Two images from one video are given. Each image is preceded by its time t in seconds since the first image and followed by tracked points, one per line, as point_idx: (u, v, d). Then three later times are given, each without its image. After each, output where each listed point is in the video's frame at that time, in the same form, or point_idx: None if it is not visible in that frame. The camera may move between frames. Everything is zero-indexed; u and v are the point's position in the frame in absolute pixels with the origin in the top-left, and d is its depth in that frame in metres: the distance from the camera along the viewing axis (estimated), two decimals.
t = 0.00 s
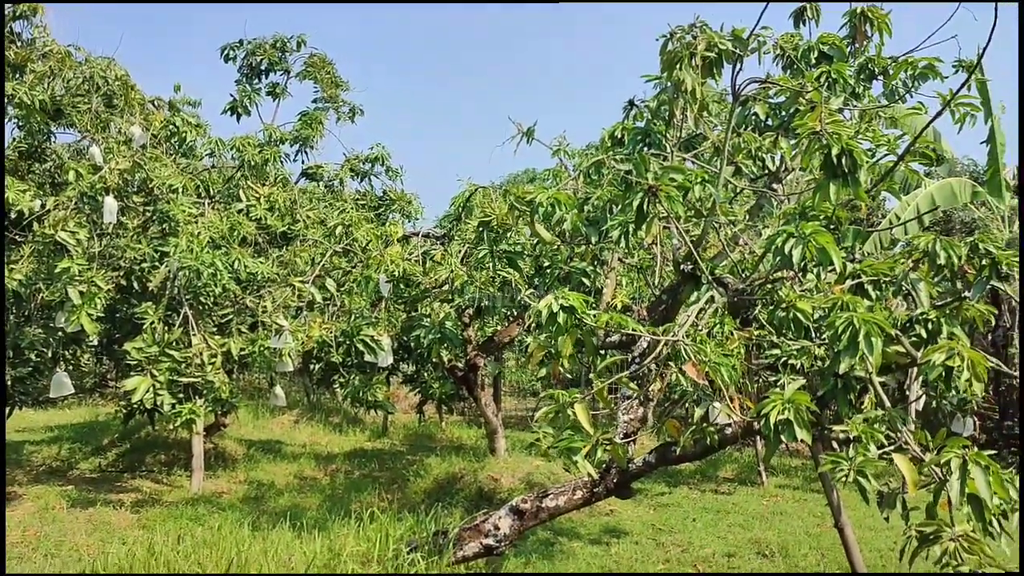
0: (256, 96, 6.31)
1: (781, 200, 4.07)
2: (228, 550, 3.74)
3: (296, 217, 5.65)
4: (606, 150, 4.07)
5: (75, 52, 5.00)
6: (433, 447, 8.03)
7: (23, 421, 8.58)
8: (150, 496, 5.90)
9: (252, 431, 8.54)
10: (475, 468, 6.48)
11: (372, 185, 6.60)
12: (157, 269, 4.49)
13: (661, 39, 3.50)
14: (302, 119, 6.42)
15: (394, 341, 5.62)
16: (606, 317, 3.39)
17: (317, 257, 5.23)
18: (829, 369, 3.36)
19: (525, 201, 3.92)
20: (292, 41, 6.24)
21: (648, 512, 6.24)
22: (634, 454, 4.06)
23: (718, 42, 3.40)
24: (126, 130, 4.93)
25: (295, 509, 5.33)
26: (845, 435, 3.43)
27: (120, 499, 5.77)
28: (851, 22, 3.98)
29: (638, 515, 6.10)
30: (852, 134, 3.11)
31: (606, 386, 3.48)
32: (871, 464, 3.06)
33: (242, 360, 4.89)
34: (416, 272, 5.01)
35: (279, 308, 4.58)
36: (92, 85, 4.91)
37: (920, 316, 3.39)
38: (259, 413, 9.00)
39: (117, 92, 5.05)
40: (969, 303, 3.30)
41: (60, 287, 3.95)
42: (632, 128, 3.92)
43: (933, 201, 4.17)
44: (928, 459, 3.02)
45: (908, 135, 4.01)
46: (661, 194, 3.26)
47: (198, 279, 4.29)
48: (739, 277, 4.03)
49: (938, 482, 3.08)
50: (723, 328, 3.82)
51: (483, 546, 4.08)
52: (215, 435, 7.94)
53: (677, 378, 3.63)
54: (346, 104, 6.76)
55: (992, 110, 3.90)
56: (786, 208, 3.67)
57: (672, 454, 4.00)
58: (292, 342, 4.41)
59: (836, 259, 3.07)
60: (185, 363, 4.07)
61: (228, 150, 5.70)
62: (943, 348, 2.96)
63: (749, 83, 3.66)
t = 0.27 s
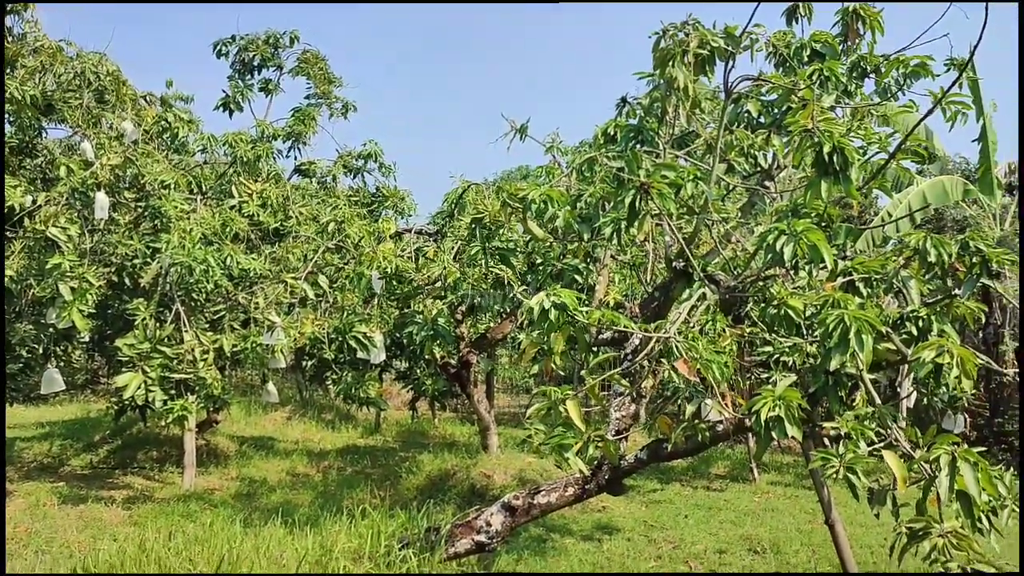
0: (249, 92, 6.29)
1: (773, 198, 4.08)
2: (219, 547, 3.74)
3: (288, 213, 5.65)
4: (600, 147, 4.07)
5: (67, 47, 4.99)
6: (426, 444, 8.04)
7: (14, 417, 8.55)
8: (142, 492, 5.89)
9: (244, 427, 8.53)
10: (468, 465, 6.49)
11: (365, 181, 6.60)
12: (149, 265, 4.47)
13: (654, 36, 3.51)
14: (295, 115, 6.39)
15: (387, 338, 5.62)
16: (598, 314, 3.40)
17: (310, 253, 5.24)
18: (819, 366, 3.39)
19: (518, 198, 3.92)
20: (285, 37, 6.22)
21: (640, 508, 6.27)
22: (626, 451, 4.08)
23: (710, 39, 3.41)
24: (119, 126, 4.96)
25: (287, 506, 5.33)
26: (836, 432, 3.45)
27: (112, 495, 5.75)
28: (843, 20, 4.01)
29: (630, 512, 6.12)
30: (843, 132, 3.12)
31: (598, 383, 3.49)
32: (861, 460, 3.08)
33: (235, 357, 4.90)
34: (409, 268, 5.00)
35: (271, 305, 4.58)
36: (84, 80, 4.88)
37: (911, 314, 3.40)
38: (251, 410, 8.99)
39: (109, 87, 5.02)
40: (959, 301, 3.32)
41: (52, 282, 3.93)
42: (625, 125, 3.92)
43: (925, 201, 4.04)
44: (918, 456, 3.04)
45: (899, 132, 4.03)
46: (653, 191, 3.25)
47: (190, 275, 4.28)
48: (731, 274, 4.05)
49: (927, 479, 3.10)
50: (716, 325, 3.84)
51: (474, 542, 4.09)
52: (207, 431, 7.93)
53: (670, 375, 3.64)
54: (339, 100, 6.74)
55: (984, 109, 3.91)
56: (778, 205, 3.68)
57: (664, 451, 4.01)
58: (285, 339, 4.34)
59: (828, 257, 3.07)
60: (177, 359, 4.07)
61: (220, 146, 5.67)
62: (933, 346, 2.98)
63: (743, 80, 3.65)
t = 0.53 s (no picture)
0: (246, 88, 6.29)
1: (771, 194, 4.09)
2: (217, 542, 3.74)
3: (286, 209, 5.64)
4: (597, 143, 4.07)
5: (63, 42, 4.97)
6: (423, 440, 8.04)
7: (11, 414, 8.55)
8: (139, 488, 5.90)
9: (241, 423, 8.53)
10: (465, 461, 6.50)
11: (363, 177, 6.60)
12: (146, 261, 4.51)
13: (651, 33, 3.51)
14: (293, 112, 6.39)
15: (384, 335, 5.62)
16: (595, 310, 3.40)
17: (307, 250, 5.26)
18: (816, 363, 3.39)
19: (515, 194, 3.92)
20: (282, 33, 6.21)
21: (637, 505, 6.28)
22: (623, 447, 4.10)
23: (707, 36, 3.42)
24: (116, 122, 4.90)
25: (284, 502, 5.34)
26: (832, 429, 3.46)
27: (109, 491, 5.75)
28: (840, 17, 4.00)
29: (627, 508, 6.14)
30: (840, 129, 3.13)
31: (595, 379, 3.50)
32: (857, 457, 3.09)
33: (233, 353, 4.91)
34: (406, 265, 5.00)
35: (269, 301, 4.57)
36: (80, 76, 4.89)
37: (908, 310, 3.41)
38: (249, 407, 9.00)
39: (106, 83, 4.99)
40: (955, 298, 3.33)
41: (48, 278, 3.92)
42: (621, 121, 4.01)
43: (922, 198, 4.06)
44: (914, 452, 3.05)
45: (896, 129, 4.03)
46: (650, 187, 3.25)
47: (187, 271, 4.27)
48: (728, 271, 4.05)
49: (923, 475, 3.11)
50: (712, 321, 3.84)
51: (472, 538, 4.09)
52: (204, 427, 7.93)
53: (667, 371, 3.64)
54: (336, 96, 6.74)
55: (981, 106, 3.91)
56: (775, 202, 3.69)
57: (660, 447, 4.00)
58: (282, 336, 4.36)
59: (824, 254, 3.09)
60: (174, 355, 4.05)
61: (218, 142, 5.68)
62: (929, 342, 2.99)
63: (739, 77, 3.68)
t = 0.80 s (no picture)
0: (248, 84, 6.28)
1: (773, 190, 4.07)
2: (219, 537, 3.76)
3: (288, 204, 5.65)
4: (599, 139, 4.07)
5: (65, 37, 4.96)
6: (425, 436, 8.06)
7: (14, 409, 8.58)
8: (142, 483, 5.91)
9: (243, 418, 8.55)
10: (467, 456, 6.50)
11: (365, 172, 6.59)
12: (148, 256, 4.52)
13: (654, 28, 3.51)
14: (295, 107, 6.38)
15: (386, 330, 5.62)
16: (596, 306, 3.40)
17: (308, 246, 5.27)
18: (818, 359, 3.38)
19: (517, 189, 3.92)
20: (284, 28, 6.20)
21: (638, 500, 6.29)
22: (624, 442, 4.09)
23: (710, 31, 3.41)
24: (117, 117, 4.89)
25: (286, 497, 5.35)
26: (834, 424, 3.46)
27: (111, 486, 5.77)
28: (843, 12, 3.98)
29: (628, 504, 6.15)
30: (842, 125, 3.12)
31: (597, 375, 3.49)
32: (858, 452, 3.09)
33: (235, 348, 4.91)
34: (408, 260, 5.00)
35: (271, 296, 4.58)
36: (82, 71, 4.88)
37: (910, 306, 3.41)
38: (251, 402, 9.01)
39: (108, 78, 5.00)
40: (957, 294, 3.32)
41: (50, 273, 3.92)
42: (624, 116, 3.96)
43: (925, 193, 4.04)
44: (914, 448, 3.05)
45: (899, 125, 4.02)
46: (652, 183, 3.25)
47: (189, 266, 4.28)
48: (730, 267, 4.04)
49: (924, 471, 3.11)
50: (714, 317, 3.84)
51: (473, 533, 4.11)
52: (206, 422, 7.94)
53: (669, 367, 3.64)
54: (338, 92, 6.73)
55: (985, 102, 3.90)
56: (777, 197, 3.68)
57: (662, 443, 4.01)
58: (283, 331, 4.37)
59: (826, 249, 3.08)
60: (176, 350, 4.05)
61: (220, 137, 5.69)
62: (931, 338, 2.98)
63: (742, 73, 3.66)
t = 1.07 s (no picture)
0: (254, 79, 6.29)
1: (778, 184, 4.06)
2: (225, 530, 3.78)
3: (293, 199, 5.66)
4: (604, 134, 4.06)
5: (72, 31, 4.96)
6: (430, 430, 8.08)
7: (22, 402, 8.63)
8: (148, 477, 5.95)
9: (249, 413, 8.59)
10: (472, 451, 6.52)
11: (370, 167, 6.60)
12: (154, 251, 4.55)
13: (659, 23, 3.50)
14: (300, 102, 6.39)
15: (391, 325, 5.63)
16: (600, 301, 3.41)
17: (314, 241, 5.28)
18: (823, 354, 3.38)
19: (522, 184, 3.93)
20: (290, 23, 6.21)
21: (643, 495, 6.30)
22: (629, 437, 4.09)
23: (716, 25, 3.40)
24: (124, 112, 4.91)
25: (292, 491, 5.38)
26: (838, 419, 3.46)
27: (118, 479, 5.81)
28: (850, 6, 3.97)
29: (633, 499, 6.16)
30: (848, 119, 3.11)
31: (601, 369, 3.50)
32: (863, 447, 3.09)
33: (241, 343, 4.93)
34: (413, 255, 5.01)
35: (276, 291, 4.60)
36: (89, 66, 4.90)
37: (915, 302, 3.40)
38: (257, 396, 9.04)
39: (114, 73, 5.02)
40: (963, 289, 3.31)
41: (57, 267, 3.95)
42: (629, 111, 3.91)
43: (931, 188, 4.02)
44: (919, 443, 3.05)
45: (905, 120, 4.00)
46: (657, 177, 3.25)
47: (195, 261, 4.30)
48: (735, 262, 4.04)
49: (929, 466, 3.11)
50: (719, 312, 3.84)
51: (478, 527, 4.11)
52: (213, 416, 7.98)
53: (674, 362, 3.64)
54: (344, 87, 6.74)
55: (992, 96, 3.88)
56: (783, 192, 3.67)
57: (666, 438, 4.02)
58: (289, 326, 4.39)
59: (831, 244, 3.07)
60: (183, 344, 4.08)
61: (226, 133, 5.70)
62: (937, 333, 2.97)
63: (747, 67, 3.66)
